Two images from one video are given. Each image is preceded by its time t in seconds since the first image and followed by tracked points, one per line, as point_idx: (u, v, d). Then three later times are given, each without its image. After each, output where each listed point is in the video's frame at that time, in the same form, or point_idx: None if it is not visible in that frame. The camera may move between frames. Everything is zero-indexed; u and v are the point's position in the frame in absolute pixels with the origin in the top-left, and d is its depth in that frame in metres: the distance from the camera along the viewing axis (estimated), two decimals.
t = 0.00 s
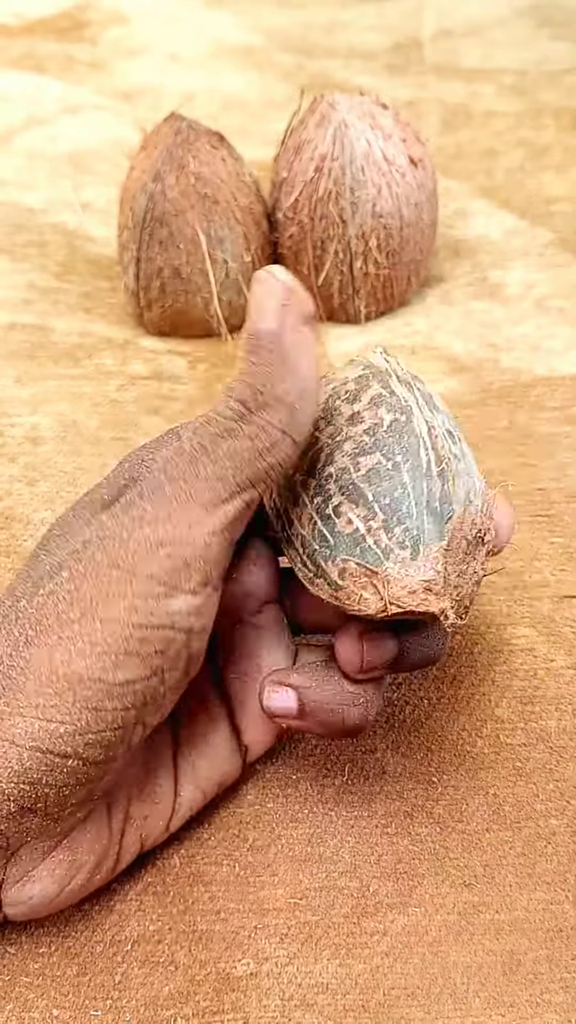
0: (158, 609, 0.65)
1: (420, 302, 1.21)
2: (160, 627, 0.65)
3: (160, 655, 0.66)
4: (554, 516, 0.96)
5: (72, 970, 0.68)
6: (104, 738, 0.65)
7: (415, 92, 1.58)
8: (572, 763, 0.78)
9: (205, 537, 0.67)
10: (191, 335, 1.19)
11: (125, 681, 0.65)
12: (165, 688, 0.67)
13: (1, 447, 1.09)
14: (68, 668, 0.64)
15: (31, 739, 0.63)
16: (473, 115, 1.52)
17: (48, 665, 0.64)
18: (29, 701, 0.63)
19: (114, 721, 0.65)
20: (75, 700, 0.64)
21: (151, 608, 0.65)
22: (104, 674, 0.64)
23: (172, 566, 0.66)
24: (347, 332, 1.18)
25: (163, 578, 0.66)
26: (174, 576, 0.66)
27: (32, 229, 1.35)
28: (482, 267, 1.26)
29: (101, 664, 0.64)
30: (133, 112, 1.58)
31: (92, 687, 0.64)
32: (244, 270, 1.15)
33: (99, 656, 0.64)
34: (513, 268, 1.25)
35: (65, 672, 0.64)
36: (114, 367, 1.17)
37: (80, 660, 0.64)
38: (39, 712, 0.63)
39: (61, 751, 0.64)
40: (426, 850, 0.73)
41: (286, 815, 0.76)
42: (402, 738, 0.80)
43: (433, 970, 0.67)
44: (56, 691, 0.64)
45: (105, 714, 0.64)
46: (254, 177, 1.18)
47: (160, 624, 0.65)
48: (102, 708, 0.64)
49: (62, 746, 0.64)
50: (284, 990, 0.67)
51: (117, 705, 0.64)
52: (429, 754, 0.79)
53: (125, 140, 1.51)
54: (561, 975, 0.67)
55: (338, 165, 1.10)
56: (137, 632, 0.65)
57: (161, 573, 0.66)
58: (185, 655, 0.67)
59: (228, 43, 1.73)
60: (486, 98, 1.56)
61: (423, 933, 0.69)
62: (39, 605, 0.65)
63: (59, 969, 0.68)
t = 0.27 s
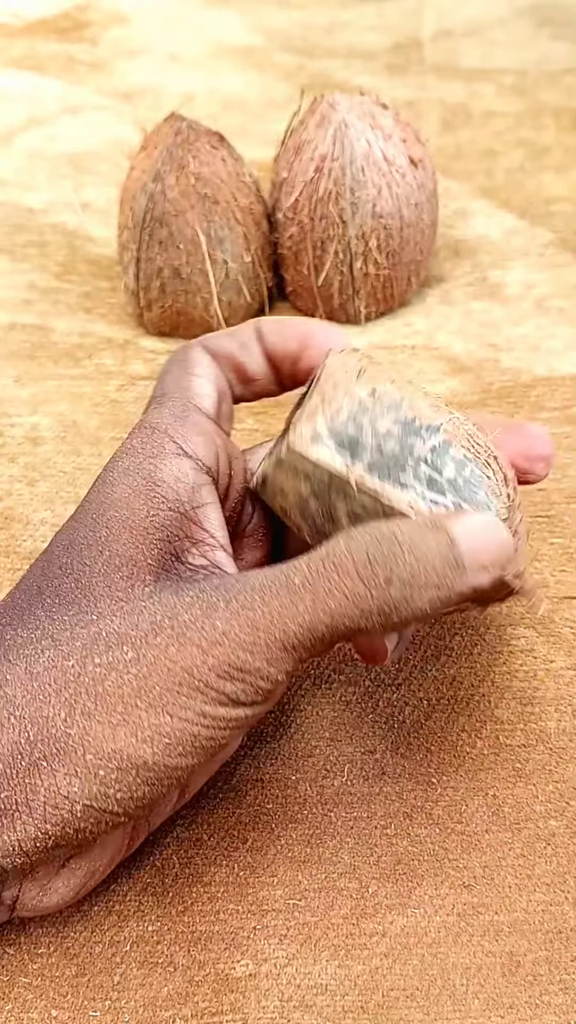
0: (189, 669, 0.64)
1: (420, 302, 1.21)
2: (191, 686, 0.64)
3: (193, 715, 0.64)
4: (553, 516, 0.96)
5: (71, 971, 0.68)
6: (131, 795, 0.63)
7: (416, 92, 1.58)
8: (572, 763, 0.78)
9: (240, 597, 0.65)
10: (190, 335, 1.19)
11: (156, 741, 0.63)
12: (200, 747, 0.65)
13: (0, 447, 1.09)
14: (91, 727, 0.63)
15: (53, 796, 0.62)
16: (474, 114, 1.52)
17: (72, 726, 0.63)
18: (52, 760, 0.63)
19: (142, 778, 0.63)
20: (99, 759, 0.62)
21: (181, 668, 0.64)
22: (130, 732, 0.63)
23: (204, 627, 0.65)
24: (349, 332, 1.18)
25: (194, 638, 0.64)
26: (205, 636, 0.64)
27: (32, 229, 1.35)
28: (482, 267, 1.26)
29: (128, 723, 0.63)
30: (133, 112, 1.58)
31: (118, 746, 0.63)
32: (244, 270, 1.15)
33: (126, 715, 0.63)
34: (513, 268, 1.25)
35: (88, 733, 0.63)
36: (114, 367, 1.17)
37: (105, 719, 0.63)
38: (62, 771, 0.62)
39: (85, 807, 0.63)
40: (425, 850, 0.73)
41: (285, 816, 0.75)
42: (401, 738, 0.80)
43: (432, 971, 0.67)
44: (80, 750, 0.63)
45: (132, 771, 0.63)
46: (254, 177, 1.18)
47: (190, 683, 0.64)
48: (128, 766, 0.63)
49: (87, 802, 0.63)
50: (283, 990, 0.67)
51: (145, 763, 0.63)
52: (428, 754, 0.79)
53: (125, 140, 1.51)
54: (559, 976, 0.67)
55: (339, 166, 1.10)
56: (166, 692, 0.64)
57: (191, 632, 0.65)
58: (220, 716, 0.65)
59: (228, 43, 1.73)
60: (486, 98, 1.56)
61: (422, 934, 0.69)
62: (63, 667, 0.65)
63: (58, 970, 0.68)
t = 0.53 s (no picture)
0: (186, 711, 0.62)
1: (420, 302, 1.21)
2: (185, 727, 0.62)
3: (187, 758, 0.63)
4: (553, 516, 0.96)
5: (71, 970, 0.68)
6: (117, 827, 0.62)
7: (416, 92, 1.58)
8: (571, 763, 0.78)
9: (245, 643, 0.64)
10: (191, 335, 1.19)
11: (145, 779, 0.62)
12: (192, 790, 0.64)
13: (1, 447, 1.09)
14: (82, 756, 0.62)
15: (39, 816, 0.62)
16: (474, 115, 1.52)
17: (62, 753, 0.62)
18: (41, 783, 0.62)
19: (129, 814, 0.62)
20: (87, 789, 0.61)
21: (177, 709, 0.62)
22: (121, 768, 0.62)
23: (205, 669, 0.63)
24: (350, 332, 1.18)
25: (193, 680, 0.63)
26: (204, 680, 0.63)
27: (32, 229, 1.35)
28: (483, 267, 1.26)
29: (119, 758, 0.62)
30: (133, 112, 1.58)
31: (107, 779, 0.61)
32: (244, 270, 1.15)
33: (118, 750, 0.62)
34: (513, 268, 1.25)
35: (79, 764, 0.62)
36: (114, 367, 1.17)
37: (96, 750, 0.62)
38: (50, 795, 0.61)
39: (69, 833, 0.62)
40: (425, 850, 0.73)
41: (285, 816, 0.76)
42: (401, 738, 0.80)
43: (432, 971, 0.67)
44: (69, 780, 0.61)
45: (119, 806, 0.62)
46: (254, 177, 1.18)
47: (185, 726, 0.62)
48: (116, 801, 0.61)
49: (71, 829, 0.62)
50: (284, 990, 0.67)
51: (132, 800, 0.62)
52: (429, 755, 0.79)
53: (125, 140, 1.51)
54: (560, 976, 0.67)
55: (338, 166, 1.10)
56: (160, 732, 0.62)
57: (190, 671, 0.63)
58: (214, 763, 0.63)
59: (228, 43, 1.73)
60: (486, 98, 1.56)
61: (422, 934, 0.69)
62: (58, 691, 0.63)
63: (58, 970, 0.68)
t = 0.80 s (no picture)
0: (191, 732, 0.60)
1: (420, 302, 1.22)
2: (190, 750, 0.60)
3: (188, 783, 0.60)
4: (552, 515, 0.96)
5: (72, 971, 0.68)
6: (114, 852, 0.59)
7: (415, 92, 1.58)
8: (570, 763, 0.78)
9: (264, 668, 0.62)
10: (191, 335, 1.20)
11: (144, 803, 0.59)
12: (194, 820, 0.60)
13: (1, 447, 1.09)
14: (83, 775, 0.60)
15: (37, 835, 0.59)
16: (474, 115, 1.52)
17: (64, 771, 0.60)
18: (40, 799, 0.59)
19: (126, 839, 0.59)
20: (85, 809, 0.59)
21: (183, 729, 0.60)
22: (121, 789, 0.59)
23: (215, 688, 0.61)
24: (349, 332, 1.19)
25: (205, 702, 0.61)
26: (214, 699, 0.61)
27: (32, 229, 1.35)
28: (482, 267, 1.26)
29: (120, 780, 0.59)
30: (133, 112, 1.58)
31: (106, 801, 0.59)
32: (244, 270, 1.15)
33: (120, 770, 0.59)
34: (513, 268, 1.25)
35: (80, 782, 0.59)
36: (114, 367, 1.17)
37: (98, 769, 0.59)
38: (49, 813, 0.59)
39: (66, 854, 0.59)
40: (425, 850, 0.73)
41: (286, 815, 0.76)
42: (401, 738, 0.80)
43: (432, 971, 0.67)
44: (69, 799, 0.59)
45: (116, 830, 0.59)
46: (254, 177, 1.18)
47: (190, 748, 0.60)
48: (114, 823, 0.59)
49: (67, 850, 0.59)
50: (284, 990, 0.67)
51: (130, 825, 0.59)
52: (428, 754, 0.79)
53: (125, 140, 1.51)
54: (560, 975, 0.67)
55: (339, 166, 1.10)
56: (164, 753, 0.60)
57: (200, 692, 0.61)
58: (217, 791, 0.60)
59: (228, 43, 1.73)
60: (486, 98, 1.56)
61: (422, 934, 0.69)
62: (67, 707, 0.62)
63: (59, 970, 0.68)
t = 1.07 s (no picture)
0: (175, 726, 0.57)
1: (420, 302, 1.22)
2: (173, 745, 0.57)
3: (169, 781, 0.57)
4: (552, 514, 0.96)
5: (71, 971, 0.68)
6: (94, 851, 0.57)
7: (416, 92, 1.58)
8: (570, 763, 0.78)
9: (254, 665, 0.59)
10: (191, 335, 1.20)
11: (123, 800, 0.57)
12: (175, 822, 0.57)
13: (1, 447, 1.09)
14: (67, 769, 0.58)
15: (22, 828, 0.58)
16: (474, 115, 1.52)
17: (49, 764, 0.58)
18: (25, 793, 0.58)
19: (107, 838, 0.57)
20: (68, 804, 0.57)
21: (166, 722, 0.57)
22: (102, 785, 0.57)
23: (202, 680, 0.58)
24: (349, 332, 1.19)
25: (190, 698, 0.58)
26: (199, 692, 0.58)
27: (32, 229, 1.35)
28: (482, 266, 1.26)
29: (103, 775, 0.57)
30: (133, 112, 1.58)
31: (88, 797, 0.57)
32: (244, 270, 1.15)
33: (102, 765, 0.57)
34: (513, 268, 1.25)
35: (63, 777, 0.57)
36: (114, 367, 1.17)
37: (81, 763, 0.57)
38: (33, 807, 0.57)
39: (49, 850, 0.57)
40: (424, 850, 0.73)
41: (285, 816, 0.76)
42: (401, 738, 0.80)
43: (432, 970, 0.67)
44: (52, 793, 0.57)
45: (96, 827, 0.57)
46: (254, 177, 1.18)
47: (172, 744, 0.57)
48: (94, 819, 0.56)
49: (50, 846, 0.57)
50: (284, 990, 0.67)
51: (109, 823, 0.56)
52: (428, 754, 0.79)
53: (125, 140, 1.51)
54: (560, 976, 0.67)
55: (339, 166, 1.10)
56: (146, 748, 0.57)
57: (187, 686, 0.58)
58: (199, 791, 0.57)
59: (228, 43, 1.73)
60: (486, 98, 1.56)
61: (422, 934, 0.69)
62: (58, 701, 0.61)
63: (59, 970, 0.68)
